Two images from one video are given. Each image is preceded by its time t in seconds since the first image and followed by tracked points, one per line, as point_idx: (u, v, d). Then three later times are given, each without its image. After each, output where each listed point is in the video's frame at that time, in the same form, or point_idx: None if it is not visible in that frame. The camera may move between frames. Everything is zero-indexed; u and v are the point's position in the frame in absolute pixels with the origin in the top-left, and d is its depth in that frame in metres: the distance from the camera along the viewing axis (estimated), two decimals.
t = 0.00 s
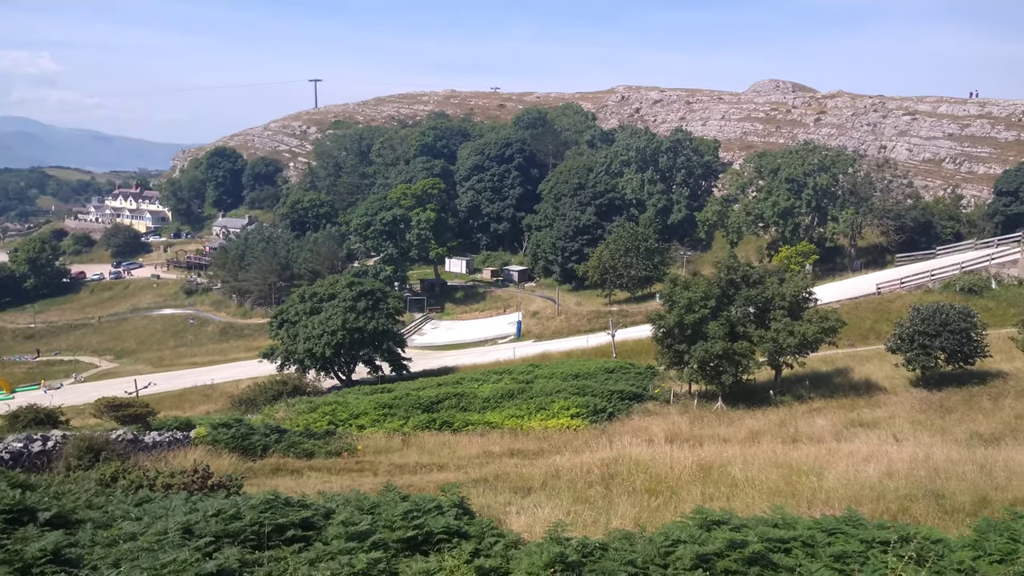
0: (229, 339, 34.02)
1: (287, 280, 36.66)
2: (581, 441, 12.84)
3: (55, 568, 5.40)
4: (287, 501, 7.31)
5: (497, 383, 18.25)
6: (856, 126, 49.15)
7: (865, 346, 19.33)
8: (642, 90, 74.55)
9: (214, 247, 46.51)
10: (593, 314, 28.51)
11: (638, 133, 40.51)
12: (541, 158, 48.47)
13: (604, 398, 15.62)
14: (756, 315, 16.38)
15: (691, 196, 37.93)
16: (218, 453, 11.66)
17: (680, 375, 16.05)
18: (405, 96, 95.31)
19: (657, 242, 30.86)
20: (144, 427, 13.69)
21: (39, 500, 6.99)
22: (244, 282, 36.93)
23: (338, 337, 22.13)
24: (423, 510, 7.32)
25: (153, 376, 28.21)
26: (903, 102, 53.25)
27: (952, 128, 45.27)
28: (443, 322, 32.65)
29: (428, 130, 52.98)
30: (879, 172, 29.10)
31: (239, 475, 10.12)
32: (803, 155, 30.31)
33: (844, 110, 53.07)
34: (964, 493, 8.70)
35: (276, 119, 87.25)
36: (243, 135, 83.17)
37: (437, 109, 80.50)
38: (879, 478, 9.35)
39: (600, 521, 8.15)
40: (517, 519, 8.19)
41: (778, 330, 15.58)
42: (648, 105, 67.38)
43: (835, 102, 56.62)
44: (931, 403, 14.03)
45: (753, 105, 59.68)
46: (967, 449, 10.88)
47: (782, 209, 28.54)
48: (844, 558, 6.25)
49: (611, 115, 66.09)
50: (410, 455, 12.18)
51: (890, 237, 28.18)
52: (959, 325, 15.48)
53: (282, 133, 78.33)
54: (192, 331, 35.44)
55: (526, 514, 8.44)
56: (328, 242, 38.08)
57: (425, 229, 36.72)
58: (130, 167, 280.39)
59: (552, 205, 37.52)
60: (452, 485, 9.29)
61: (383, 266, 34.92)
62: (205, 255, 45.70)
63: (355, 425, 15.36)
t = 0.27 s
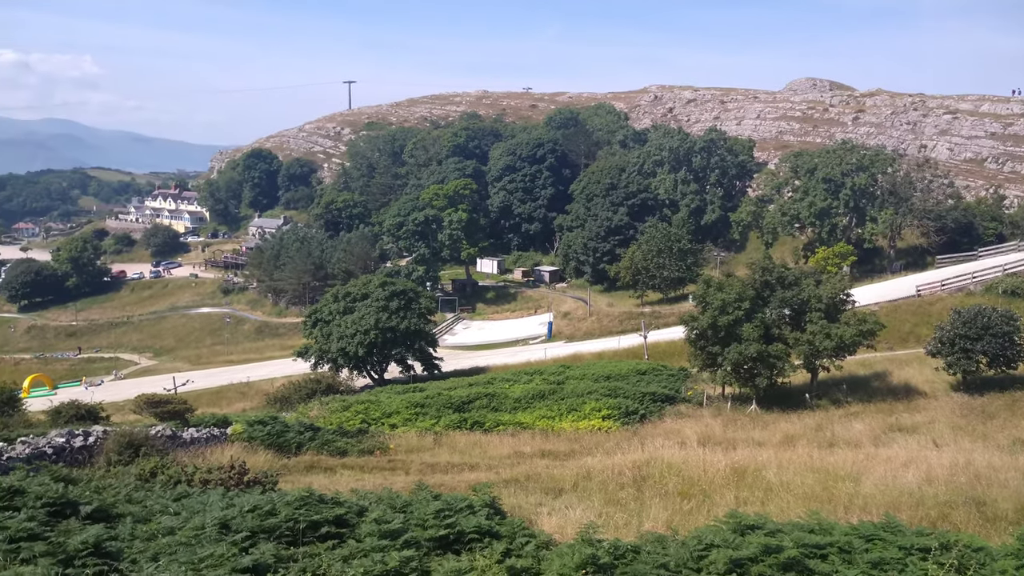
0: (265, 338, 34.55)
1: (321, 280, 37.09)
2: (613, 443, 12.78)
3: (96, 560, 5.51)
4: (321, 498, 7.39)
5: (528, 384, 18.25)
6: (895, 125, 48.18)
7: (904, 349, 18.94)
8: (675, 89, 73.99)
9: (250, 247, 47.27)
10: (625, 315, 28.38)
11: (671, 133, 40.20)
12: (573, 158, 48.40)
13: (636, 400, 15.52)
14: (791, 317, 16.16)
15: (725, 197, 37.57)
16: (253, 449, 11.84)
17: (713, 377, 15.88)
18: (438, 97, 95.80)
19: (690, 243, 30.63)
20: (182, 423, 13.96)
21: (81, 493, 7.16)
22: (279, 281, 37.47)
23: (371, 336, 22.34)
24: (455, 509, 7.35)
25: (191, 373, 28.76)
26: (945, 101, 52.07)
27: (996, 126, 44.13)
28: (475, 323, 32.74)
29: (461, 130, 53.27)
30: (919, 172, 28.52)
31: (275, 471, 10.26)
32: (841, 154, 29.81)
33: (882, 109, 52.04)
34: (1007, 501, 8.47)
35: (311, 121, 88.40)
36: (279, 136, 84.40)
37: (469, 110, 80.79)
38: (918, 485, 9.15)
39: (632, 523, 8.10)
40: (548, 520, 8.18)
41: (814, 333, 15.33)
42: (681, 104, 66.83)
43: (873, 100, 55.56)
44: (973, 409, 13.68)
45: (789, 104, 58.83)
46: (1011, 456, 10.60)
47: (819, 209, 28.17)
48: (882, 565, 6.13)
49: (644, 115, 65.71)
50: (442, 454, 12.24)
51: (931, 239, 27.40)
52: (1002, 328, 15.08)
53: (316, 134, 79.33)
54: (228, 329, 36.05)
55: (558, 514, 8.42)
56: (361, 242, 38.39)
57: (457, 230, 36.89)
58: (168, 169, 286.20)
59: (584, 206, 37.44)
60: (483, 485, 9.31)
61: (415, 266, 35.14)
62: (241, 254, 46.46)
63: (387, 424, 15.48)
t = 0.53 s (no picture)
0: (303, 337, 35.04)
1: (359, 280, 37.50)
2: (649, 446, 12.68)
3: (140, 553, 5.64)
4: (357, 496, 7.46)
5: (563, 385, 18.22)
6: (942, 124, 46.97)
7: (950, 354, 18.43)
8: (714, 89, 73.18)
9: (289, 247, 48.01)
10: (662, 317, 28.15)
11: (709, 133, 39.77)
12: (610, 159, 48.23)
13: (672, 403, 15.38)
14: (832, 321, 15.88)
15: (765, 198, 37.07)
16: (292, 447, 12.02)
17: (751, 381, 15.66)
18: (475, 99, 96.23)
19: (729, 245, 30.26)
20: (223, 420, 14.24)
21: (126, 488, 7.33)
22: (317, 281, 37.99)
23: (407, 336, 22.52)
24: (489, 509, 7.36)
25: (231, 371, 29.30)
26: (994, 99, 50.59)
27: None
28: (510, 323, 32.77)
29: (497, 132, 53.51)
30: (966, 172, 27.82)
31: (312, 469, 10.40)
32: (885, 154, 29.19)
33: (928, 107, 50.78)
34: None
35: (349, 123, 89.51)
36: (318, 138, 85.62)
37: (506, 111, 80.98)
38: (964, 493, 8.89)
39: (668, 527, 8.03)
40: (583, 523, 8.14)
41: (857, 336, 15.02)
42: (720, 104, 66.07)
43: (919, 99, 54.25)
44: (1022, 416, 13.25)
45: (831, 103, 57.76)
46: None
47: (862, 210, 27.61)
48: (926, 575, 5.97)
49: (682, 115, 65.11)
50: (477, 454, 12.28)
51: (978, 241, 26.60)
52: None
53: (355, 136, 80.26)
54: (267, 328, 36.65)
55: (592, 517, 8.38)
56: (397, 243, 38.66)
57: (492, 231, 36.99)
58: (211, 171, 292.26)
59: (620, 206, 37.27)
60: (518, 485, 9.31)
61: (451, 267, 35.31)
62: (280, 255, 47.22)
63: (423, 423, 15.59)
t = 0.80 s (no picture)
0: (342, 336, 35.49)
1: (398, 280, 37.83)
2: (688, 450, 12.53)
3: (184, 547, 5.76)
4: (395, 494, 7.52)
5: (601, 387, 18.11)
6: (994, 124, 45.58)
7: (1001, 360, 17.88)
8: (757, 89, 72.13)
9: (330, 248, 48.68)
10: (701, 320, 27.84)
11: (751, 133, 39.26)
12: (649, 160, 47.93)
13: (711, 407, 15.19)
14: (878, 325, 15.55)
15: (808, 199, 36.47)
16: (332, 444, 12.17)
17: (794, 385, 15.38)
18: (514, 100, 96.41)
19: (771, 247, 29.77)
20: (265, 417, 14.49)
21: (171, 482, 7.50)
22: (357, 281, 38.44)
23: (445, 336, 22.65)
24: (526, 510, 7.35)
25: (273, 369, 29.82)
26: None
27: None
28: (547, 325, 32.72)
29: (536, 133, 53.62)
30: (1019, 174, 27.02)
31: (352, 467, 10.51)
32: (934, 155, 28.51)
33: (980, 106, 49.32)
34: None
35: (389, 125, 90.49)
36: (359, 140, 86.71)
37: (545, 112, 80.95)
38: (1016, 503, 8.59)
39: (707, 532, 7.92)
40: (620, 526, 8.09)
41: (904, 341, 14.65)
42: (763, 104, 65.06)
43: (971, 97, 52.72)
44: None
45: (878, 103, 56.48)
46: None
47: (910, 212, 26.95)
48: None
49: (723, 115, 64.31)
50: (514, 455, 12.28)
51: None
52: None
53: (395, 138, 81.05)
54: (308, 327, 37.20)
55: (630, 520, 8.31)
56: (436, 243, 38.83)
57: (530, 232, 36.99)
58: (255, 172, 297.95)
59: (660, 207, 36.97)
60: (555, 487, 9.29)
61: (489, 268, 35.41)
62: (322, 255, 47.91)
63: (460, 423, 15.65)
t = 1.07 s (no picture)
0: (381, 336, 35.83)
1: (436, 281, 38.07)
2: (727, 455, 12.36)
3: (226, 541, 5.87)
4: (432, 494, 7.55)
5: (638, 390, 17.97)
6: None
7: None
8: (800, 88, 70.91)
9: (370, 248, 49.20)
10: (741, 324, 27.46)
11: (794, 134, 38.74)
12: (689, 160, 47.49)
13: (751, 412, 14.95)
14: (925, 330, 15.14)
15: (854, 201, 35.72)
16: (370, 443, 12.29)
17: (837, 391, 15.06)
18: (553, 101, 96.32)
19: (814, 249, 29.24)
20: (304, 415, 14.69)
21: (214, 478, 7.64)
22: (396, 281, 38.78)
23: (482, 337, 22.71)
24: (562, 513, 7.32)
25: (313, 367, 30.26)
26: None
27: None
28: (584, 326, 32.57)
29: (574, 134, 53.59)
30: None
31: (389, 466, 10.60)
32: (984, 156, 27.84)
33: None
34: None
35: (428, 127, 91.18)
36: (398, 141, 87.55)
37: (584, 113, 80.70)
38: None
39: (746, 539, 7.79)
40: (657, 531, 8.00)
41: (952, 346, 14.25)
42: (807, 103, 63.89)
43: None
44: None
45: (927, 102, 55.07)
46: None
47: (959, 215, 26.20)
48: None
49: (766, 116, 63.36)
50: (550, 457, 12.25)
51: None
52: None
53: (434, 139, 81.60)
54: (348, 326, 37.66)
55: (667, 525, 8.23)
56: (474, 244, 38.93)
57: (568, 233, 36.89)
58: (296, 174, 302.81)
59: (699, 209, 36.57)
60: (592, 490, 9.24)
61: (526, 269, 35.40)
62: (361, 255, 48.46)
63: (497, 424, 15.68)
